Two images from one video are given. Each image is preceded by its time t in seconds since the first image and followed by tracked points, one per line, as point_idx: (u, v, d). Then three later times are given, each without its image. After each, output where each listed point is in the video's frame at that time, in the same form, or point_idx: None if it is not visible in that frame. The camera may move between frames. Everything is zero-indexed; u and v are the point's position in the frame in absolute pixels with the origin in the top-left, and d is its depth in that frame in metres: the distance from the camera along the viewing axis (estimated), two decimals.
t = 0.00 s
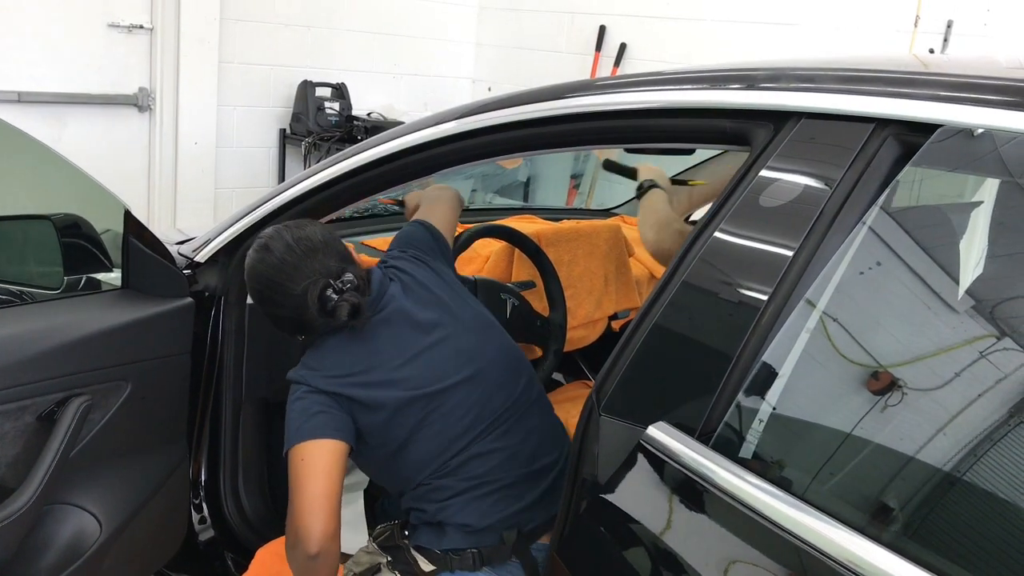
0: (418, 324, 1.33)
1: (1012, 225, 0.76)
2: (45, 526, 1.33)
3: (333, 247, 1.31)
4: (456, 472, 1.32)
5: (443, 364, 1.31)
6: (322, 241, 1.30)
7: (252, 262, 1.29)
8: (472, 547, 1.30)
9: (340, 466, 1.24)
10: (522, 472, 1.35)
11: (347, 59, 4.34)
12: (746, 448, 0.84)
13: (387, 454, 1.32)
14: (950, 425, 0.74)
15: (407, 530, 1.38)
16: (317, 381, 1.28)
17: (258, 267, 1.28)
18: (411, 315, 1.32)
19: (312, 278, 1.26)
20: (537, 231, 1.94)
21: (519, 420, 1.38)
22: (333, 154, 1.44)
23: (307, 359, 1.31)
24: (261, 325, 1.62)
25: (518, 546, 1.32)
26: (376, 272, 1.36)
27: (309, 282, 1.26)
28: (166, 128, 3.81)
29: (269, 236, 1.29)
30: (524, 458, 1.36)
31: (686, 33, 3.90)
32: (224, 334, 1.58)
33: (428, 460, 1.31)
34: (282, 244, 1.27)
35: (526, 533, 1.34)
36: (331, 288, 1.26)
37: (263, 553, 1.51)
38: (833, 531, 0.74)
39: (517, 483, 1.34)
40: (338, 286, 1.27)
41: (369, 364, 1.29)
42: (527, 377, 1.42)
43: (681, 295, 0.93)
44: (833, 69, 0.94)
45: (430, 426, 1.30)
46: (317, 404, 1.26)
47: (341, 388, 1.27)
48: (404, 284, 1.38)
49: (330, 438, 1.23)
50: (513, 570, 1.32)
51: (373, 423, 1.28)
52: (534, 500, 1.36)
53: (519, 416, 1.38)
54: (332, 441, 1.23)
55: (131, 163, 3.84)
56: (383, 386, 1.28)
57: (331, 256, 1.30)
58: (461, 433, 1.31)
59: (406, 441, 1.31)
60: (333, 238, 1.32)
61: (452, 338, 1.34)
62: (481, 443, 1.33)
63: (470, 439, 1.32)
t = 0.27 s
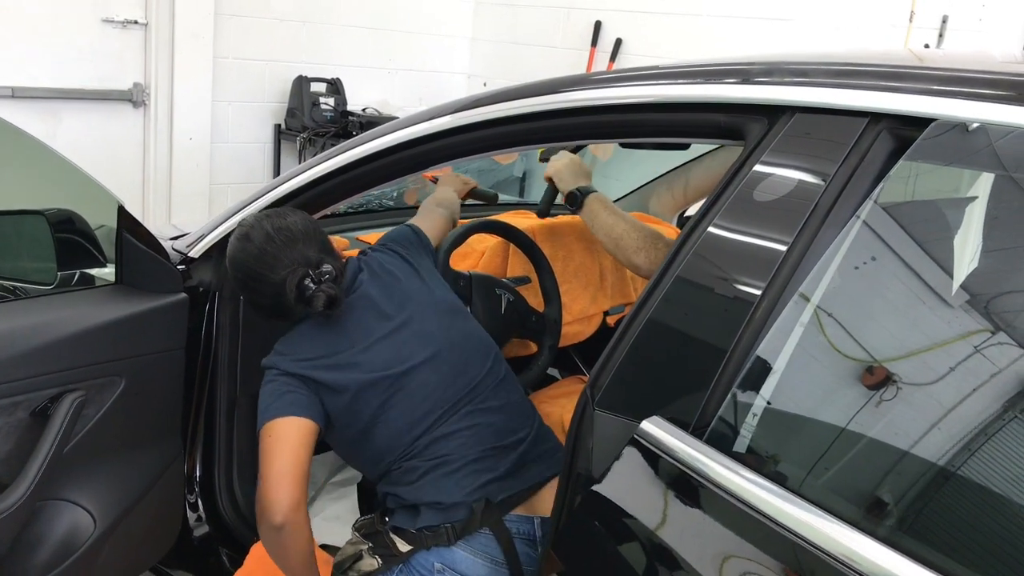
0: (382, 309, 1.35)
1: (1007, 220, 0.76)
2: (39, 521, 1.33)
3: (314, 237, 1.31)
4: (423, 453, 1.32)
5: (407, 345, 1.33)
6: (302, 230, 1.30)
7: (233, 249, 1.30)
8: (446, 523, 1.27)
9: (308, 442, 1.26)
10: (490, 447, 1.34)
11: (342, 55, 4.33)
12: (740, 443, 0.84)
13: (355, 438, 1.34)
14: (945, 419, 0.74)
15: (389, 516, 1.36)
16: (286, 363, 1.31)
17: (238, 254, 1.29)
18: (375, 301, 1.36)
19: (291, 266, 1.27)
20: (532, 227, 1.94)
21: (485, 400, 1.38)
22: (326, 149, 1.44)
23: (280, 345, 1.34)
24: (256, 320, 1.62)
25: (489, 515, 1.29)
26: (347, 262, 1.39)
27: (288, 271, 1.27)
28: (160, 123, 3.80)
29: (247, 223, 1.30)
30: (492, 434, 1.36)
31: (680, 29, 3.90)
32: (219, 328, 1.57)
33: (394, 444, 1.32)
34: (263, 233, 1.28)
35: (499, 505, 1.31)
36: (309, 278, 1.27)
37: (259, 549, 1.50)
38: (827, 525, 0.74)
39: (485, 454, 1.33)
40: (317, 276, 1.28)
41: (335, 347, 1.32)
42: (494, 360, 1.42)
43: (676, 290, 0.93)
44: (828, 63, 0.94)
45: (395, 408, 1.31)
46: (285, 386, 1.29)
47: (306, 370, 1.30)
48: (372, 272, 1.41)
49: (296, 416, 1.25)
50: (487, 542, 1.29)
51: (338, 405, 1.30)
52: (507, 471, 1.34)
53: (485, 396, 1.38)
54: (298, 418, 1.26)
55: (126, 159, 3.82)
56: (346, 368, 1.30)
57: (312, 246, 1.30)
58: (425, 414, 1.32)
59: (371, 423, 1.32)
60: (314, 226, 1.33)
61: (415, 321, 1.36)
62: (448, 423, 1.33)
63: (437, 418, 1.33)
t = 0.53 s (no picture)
0: (376, 299, 1.35)
1: (999, 213, 0.76)
2: (32, 513, 1.33)
3: (310, 228, 1.31)
4: (415, 444, 1.32)
5: (401, 335, 1.33)
6: (298, 222, 1.30)
7: (230, 240, 1.30)
8: (437, 515, 1.28)
9: (300, 435, 1.27)
10: (483, 439, 1.34)
11: (336, 47, 4.31)
12: (733, 435, 0.84)
13: (349, 428, 1.34)
14: (936, 412, 0.74)
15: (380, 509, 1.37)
16: (279, 354, 1.30)
17: (234, 245, 1.29)
18: (369, 291, 1.35)
19: (287, 258, 1.27)
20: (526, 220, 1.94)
21: (478, 391, 1.38)
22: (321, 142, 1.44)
23: (273, 334, 1.34)
24: (247, 311, 1.64)
25: (480, 507, 1.30)
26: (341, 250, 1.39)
27: (284, 263, 1.27)
28: (153, 116, 3.78)
29: (243, 214, 1.30)
30: (485, 426, 1.36)
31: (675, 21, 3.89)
32: (211, 321, 1.57)
33: (388, 433, 1.32)
34: (259, 224, 1.28)
35: (489, 497, 1.32)
36: (305, 270, 1.27)
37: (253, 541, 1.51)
38: (818, 516, 0.74)
39: (479, 446, 1.33)
40: (313, 269, 1.28)
41: (329, 337, 1.31)
42: (487, 351, 1.42)
43: (669, 282, 0.93)
44: (820, 56, 0.94)
45: (387, 398, 1.31)
46: (278, 376, 1.29)
47: (299, 361, 1.29)
48: (366, 261, 1.40)
49: (289, 408, 1.26)
50: (478, 534, 1.30)
51: (332, 394, 1.30)
52: (498, 464, 1.34)
53: (478, 388, 1.38)
54: (291, 411, 1.26)
55: (118, 152, 3.81)
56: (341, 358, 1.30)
57: (307, 237, 1.30)
58: (418, 405, 1.32)
59: (366, 413, 1.32)
60: (310, 218, 1.32)
61: (409, 311, 1.35)
62: (441, 414, 1.33)
63: (430, 409, 1.33)
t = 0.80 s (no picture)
0: (378, 297, 1.34)
1: (991, 210, 0.77)
2: (25, 508, 1.33)
3: (300, 225, 1.30)
4: (417, 444, 1.32)
5: (403, 334, 1.33)
6: (288, 219, 1.30)
7: (220, 242, 1.30)
8: (434, 516, 1.28)
9: (302, 436, 1.26)
10: (483, 441, 1.34)
11: (330, 42, 4.31)
12: (725, 430, 0.84)
13: (351, 430, 1.34)
14: (928, 407, 0.74)
15: (375, 507, 1.36)
16: (280, 355, 1.30)
17: (225, 246, 1.29)
18: (370, 289, 1.34)
19: (278, 255, 1.27)
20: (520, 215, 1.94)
21: (480, 391, 1.37)
22: (315, 136, 1.43)
23: (272, 336, 1.33)
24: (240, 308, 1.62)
25: (477, 509, 1.30)
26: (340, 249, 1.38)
27: (276, 261, 1.27)
28: (147, 110, 3.77)
29: (234, 215, 1.30)
30: (487, 429, 1.36)
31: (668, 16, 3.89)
32: (205, 316, 1.57)
33: (390, 433, 1.32)
34: (248, 224, 1.28)
35: (486, 499, 1.32)
36: (297, 266, 1.26)
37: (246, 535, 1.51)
38: (810, 511, 0.75)
39: (480, 449, 1.33)
40: (305, 264, 1.27)
41: (330, 337, 1.30)
42: (488, 350, 1.42)
43: (662, 277, 0.93)
44: (813, 52, 0.94)
45: (390, 398, 1.31)
46: (280, 378, 1.28)
47: (300, 362, 1.29)
48: (367, 259, 1.40)
49: (291, 413, 1.25)
50: (474, 536, 1.30)
51: (334, 395, 1.30)
52: (494, 469, 1.34)
53: (480, 387, 1.38)
54: (294, 416, 1.25)
55: (112, 146, 3.79)
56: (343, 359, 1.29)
57: (297, 234, 1.30)
58: (421, 404, 1.32)
59: (367, 414, 1.32)
60: (300, 216, 1.32)
61: (411, 310, 1.35)
62: (443, 413, 1.33)
63: (432, 409, 1.32)
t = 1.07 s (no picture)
0: (384, 303, 1.32)
1: (984, 210, 0.77)
2: (19, 506, 1.32)
3: (292, 223, 1.29)
4: (422, 451, 1.32)
5: (410, 342, 1.31)
6: (280, 218, 1.29)
7: (215, 246, 1.29)
8: (434, 523, 1.29)
9: (305, 443, 1.24)
10: (486, 451, 1.35)
11: (325, 40, 4.30)
12: (719, 428, 0.85)
13: (356, 434, 1.33)
14: (922, 407, 0.75)
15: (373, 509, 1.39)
16: (284, 361, 1.28)
17: (218, 248, 1.27)
18: (377, 295, 1.32)
19: (268, 252, 1.26)
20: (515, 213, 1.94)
21: (485, 399, 1.37)
22: (305, 138, 1.44)
23: (274, 339, 1.31)
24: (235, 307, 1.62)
25: (479, 519, 1.32)
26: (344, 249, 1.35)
27: (266, 257, 1.25)
28: (141, 108, 3.76)
29: (230, 219, 1.28)
30: (492, 437, 1.37)
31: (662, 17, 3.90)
32: (200, 315, 1.56)
33: (395, 440, 1.32)
34: (241, 224, 1.27)
35: (488, 509, 1.34)
36: (287, 261, 1.26)
37: (242, 535, 1.52)
38: (804, 509, 0.75)
39: (482, 459, 1.34)
40: (295, 259, 1.27)
41: (336, 343, 1.28)
42: (494, 358, 1.41)
43: (658, 277, 0.94)
44: (808, 53, 0.94)
45: (396, 406, 1.31)
46: (283, 384, 1.26)
47: (306, 369, 1.27)
48: (372, 261, 1.37)
49: (295, 420, 1.24)
50: (475, 545, 1.33)
51: (339, 402, 1.28)
52: (497, 478, 1.36)
53: (485, 396, 1.37)
54: (298, 424, 1.24)
55: (106, 144, 3.78)
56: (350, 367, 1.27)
57: (289, 231, 1.28)
58: (427, 413, 1.32)
59: (373, 421, 1.31)
60: (293, 215, 1.31)
61: (419, 317, 1.33)
62: (448, 422, 1.33)
63: (437, 417, 1.32)
